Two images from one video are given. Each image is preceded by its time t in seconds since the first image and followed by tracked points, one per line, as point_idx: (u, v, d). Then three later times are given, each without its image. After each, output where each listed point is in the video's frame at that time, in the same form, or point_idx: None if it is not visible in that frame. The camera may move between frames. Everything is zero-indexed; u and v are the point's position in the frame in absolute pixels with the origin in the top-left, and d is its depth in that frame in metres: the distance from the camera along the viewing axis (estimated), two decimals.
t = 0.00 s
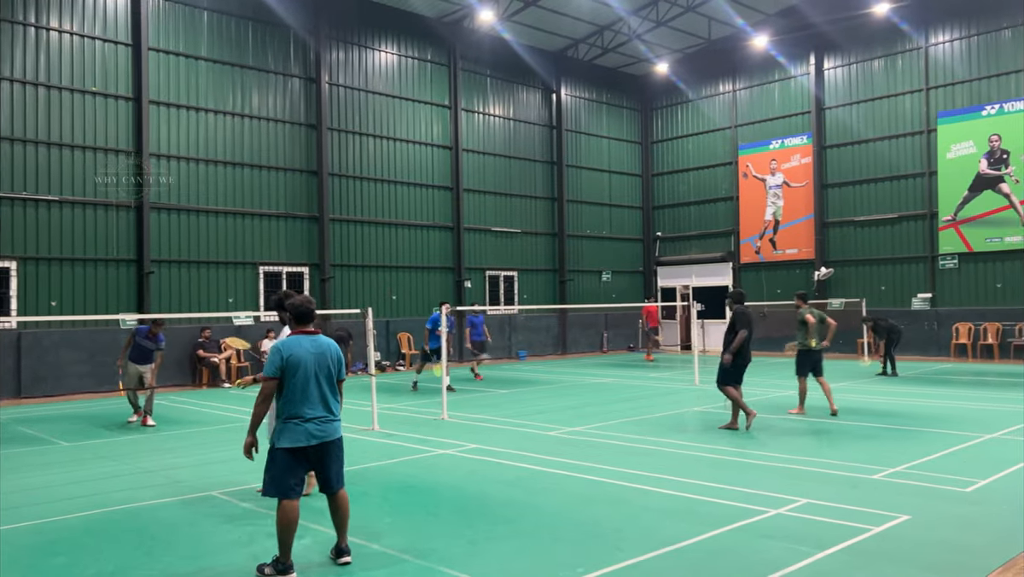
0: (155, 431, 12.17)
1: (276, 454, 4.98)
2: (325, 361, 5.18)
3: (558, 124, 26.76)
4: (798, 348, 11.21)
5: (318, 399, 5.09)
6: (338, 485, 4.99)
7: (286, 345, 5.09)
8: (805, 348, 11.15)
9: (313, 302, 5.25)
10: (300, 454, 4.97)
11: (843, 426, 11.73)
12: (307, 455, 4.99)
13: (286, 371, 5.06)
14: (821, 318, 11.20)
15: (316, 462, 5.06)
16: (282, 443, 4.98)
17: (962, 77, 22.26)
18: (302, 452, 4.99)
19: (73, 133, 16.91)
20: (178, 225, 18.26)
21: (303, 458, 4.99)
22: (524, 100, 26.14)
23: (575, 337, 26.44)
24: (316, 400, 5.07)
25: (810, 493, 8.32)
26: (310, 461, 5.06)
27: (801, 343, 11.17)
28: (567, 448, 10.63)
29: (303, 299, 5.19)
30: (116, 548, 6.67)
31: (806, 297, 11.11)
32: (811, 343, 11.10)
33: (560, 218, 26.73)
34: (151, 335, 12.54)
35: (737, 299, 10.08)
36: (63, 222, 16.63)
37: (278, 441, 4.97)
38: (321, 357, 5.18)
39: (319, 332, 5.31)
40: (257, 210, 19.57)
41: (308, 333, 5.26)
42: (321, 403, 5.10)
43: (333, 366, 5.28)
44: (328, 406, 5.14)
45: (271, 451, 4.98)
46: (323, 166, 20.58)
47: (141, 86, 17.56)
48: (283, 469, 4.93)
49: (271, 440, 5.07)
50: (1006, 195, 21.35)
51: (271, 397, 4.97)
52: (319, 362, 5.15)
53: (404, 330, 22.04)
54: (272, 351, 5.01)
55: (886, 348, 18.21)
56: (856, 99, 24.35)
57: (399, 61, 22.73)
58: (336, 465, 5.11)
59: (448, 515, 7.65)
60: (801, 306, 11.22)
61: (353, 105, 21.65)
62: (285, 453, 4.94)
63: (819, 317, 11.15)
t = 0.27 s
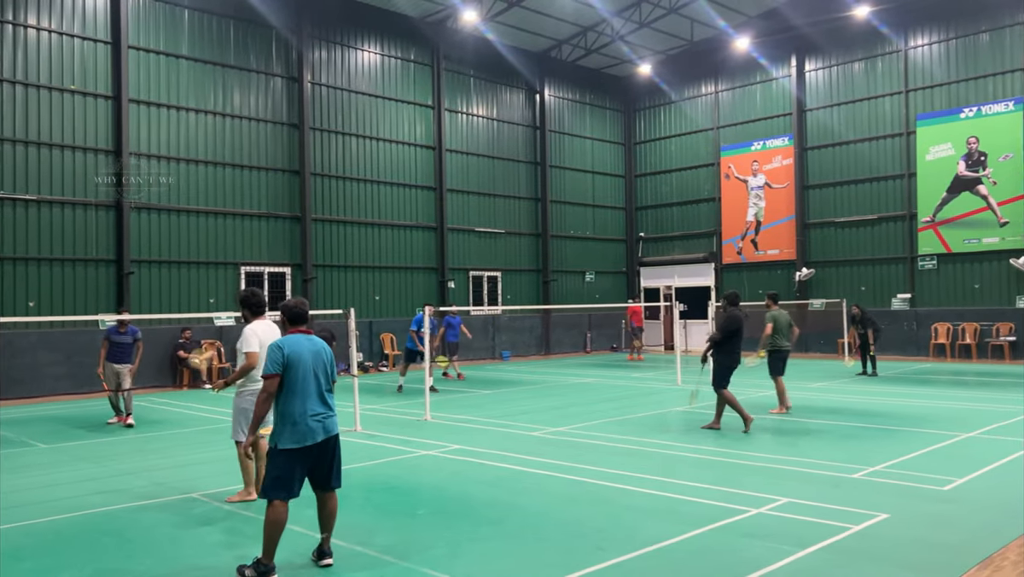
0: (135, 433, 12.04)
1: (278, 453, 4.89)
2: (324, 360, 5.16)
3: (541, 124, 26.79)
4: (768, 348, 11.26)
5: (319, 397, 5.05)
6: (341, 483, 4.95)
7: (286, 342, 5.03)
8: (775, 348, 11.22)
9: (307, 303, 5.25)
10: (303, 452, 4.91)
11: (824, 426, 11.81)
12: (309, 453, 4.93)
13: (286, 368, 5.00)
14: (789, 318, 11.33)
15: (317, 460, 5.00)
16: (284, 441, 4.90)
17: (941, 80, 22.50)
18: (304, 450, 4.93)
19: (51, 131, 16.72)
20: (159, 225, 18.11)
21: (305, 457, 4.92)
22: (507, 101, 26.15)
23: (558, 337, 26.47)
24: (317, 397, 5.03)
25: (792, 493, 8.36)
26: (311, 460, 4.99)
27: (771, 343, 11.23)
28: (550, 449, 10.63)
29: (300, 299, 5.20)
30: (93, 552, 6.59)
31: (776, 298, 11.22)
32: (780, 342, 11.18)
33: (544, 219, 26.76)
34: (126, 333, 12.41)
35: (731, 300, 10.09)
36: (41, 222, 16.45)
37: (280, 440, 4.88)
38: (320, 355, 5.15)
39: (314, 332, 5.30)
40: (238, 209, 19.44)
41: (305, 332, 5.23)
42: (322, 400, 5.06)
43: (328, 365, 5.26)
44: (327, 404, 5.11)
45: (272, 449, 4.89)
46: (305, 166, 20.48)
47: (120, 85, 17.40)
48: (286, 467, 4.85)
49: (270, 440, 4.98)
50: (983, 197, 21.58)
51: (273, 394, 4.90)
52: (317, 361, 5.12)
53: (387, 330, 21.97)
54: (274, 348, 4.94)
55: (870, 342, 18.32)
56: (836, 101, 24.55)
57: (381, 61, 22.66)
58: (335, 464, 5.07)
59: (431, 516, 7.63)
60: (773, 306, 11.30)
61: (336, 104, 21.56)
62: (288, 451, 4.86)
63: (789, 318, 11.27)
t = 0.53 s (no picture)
0: (115, 434, 11.92)
1: (266, 455, 4.80)
2: (314, 361, 5.08)
3: (525, 125, 26.81)
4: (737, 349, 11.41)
5: (309, 398, 4.96)
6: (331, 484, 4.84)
7: (274, 343, 4.96)
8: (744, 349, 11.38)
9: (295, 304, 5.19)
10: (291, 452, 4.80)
11: (807, 425, 11.88)
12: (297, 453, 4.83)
13: (274, 369, 4.93)
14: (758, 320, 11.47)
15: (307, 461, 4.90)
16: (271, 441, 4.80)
17: (920, 82, 22.73)
18: (293, 451, 4.82)
19: (29, 130, 16.54)
20: (139, 225, 17.96)
21: (294, 458, 4.82)
22: (491, 101, 26.15)
23: (542, 338, 26.50)
24: (306, 397, 4.93)
25: (775, 492, 8.40)
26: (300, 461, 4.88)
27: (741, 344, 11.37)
28: (535, 449, 10.62)
29: (289, 299, 5.14)
30: (71, 554, 6.50)
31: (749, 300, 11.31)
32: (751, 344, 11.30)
33: (528, 219, 26.78)
34: (104, 331, 12.30)
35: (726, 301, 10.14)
36: (19, 222, 16.27)
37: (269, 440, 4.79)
38: (310, 356, 5.07)
39: (304, 334, 5.22)
40: (220, 209, 19.32)
41: (294, 333, 5.16)
42: (312, 400, 4.97)
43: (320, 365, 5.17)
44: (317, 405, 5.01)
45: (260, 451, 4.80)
46: (287, 165, 20.39)
47: (100, 83, 17.23)
48: (275, 468, 4.75)
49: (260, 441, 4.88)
50: (961, 198, 21.79)
51: (260, 395, 4.83)
52: (307, 361, 5.04)
53: (370, 331, 21.90)
54: (260, 348, 4.88)
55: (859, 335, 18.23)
56: (818, 103, 24.74)
57: (365, 60, 22.59)
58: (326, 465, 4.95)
59: (415, 518, 7.59)
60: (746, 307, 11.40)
61: (318, 104, 21.47)
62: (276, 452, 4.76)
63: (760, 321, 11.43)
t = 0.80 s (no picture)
0: (94, 436, 11.79)
1: (243, 459, 4.76)
2: (292, 363, 4.98)
3: (509, 125, 26.83)
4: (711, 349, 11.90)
5: (286, 401, 4.89)
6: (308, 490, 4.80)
7: (249, 346, 4.87)
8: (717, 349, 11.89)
9: (275, 304, 5.05)
10: (268, 457, 4.74)
11: (787, 425, 11.96)
12: (274, 458, 4.76)
13: (249, 373, 4.85)
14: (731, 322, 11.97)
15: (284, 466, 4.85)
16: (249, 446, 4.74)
17: (900, 85, 22.97)
18: (269, 456, 4.76)
19: (7, 129, 16.33)
20: (119, 224, 17.80)
21: (272, 463, 4.76)
22: (474, 102, 26.15)
23: (526, 338, 26.51)
24: (281, 401, 4.85)
25: (756, 492, 8.44)
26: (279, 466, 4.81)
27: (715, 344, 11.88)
28: (518, 450, 10.62)
29: (266, 299, 5.00)
30: (47, 557, 6.41)
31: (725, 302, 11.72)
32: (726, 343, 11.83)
33: (512, 220, 26.79)
34: (85, 332, 12.19)
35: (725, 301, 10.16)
36: None
37: (244, 446, 4.74)
38: (287, 358, 4.97)
39: (283, 334, 5.11)
40: (202, 209, 19.18)
41: (273, 334, 5.05)
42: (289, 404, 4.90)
43: (301, 366, 5.07)
44: (295, 408, 4.93)
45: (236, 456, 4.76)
46: (269, 165, 20.28)
47: (80, 82, 17.07)
48: (252, 474, 4.69)
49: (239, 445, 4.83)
50: (940, 200, 22.01)
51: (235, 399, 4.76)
52: (284, 363, 4.94)
53: (353, 331, 21.83)
54: (234, 352, 4.79)
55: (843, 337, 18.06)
56: (799, 105, 24.93)
57: (348, 60, 22.51)
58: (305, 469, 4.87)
59: (397, 519, 7.56)
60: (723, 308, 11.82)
61: (301, 104, 21.37)
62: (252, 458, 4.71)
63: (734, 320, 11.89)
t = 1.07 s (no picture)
0: (72, 438, 11.67)
1: (218, 464, 4.72)
2: (270, 367, 4.93)
3: (493, 125, 26.82)
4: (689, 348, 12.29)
5: (264, 406, 4.85)
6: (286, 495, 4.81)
7: (229, 349, 4.78)
8: (695, 349, 12.27)
9: (254, 306, 4.94)
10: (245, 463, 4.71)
11: (769, 425, 12.03)
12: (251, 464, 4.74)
13: (229, 377, 4.78)
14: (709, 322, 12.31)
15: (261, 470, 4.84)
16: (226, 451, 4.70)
17: (880, 87, 23.19)
18: (246, 461, 4.73)
19: None
20: (99, 225, 17.64)
21: (248, 469, 4.74)
22: (458, 102, 26.13)
23: (510, 339, 26.51)
24: (261, 406, 4.81)
25: (738, 491, 8.49)
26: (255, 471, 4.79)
27: (693, 344, 12.25)
28: (501, 450, 10.62)
29: (250, 301, 4.89)
30: (22, 560, 6.33)
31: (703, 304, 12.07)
32: (700, 344, 12.21)
33: (496, 220, 26.78)
34: (68, 333, 12.08)
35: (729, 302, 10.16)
36: None
37: (221, 450, 4.69)
38: (266, 362, 4.92)
39: (263, 336, 5.04)
40: (183, 209, 19.04)
41: (252, 336, 4.97)
42: (267, 409, 4.86)
43: (279, 369, 5.02)
44: (273, 413, 4.90)
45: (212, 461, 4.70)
46: (251, 165, 20.16)
47: (59, 80, 16.89)
48: (228, 480, 4.67)
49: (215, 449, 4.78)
50: (920, 202, 22.23)
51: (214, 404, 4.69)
52: (264, 367, 4.89)
53: (336, 332, 21.75)
54: (214, 355, 4.71)
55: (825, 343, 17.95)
56: (781, 107, 25.11)
57: (331, 60, 22.42)
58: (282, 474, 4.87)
59: (379, 521, 7.54)
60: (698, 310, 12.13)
61: (283, 103, 21.26)
62: (230, 464, 4.67)
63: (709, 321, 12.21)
